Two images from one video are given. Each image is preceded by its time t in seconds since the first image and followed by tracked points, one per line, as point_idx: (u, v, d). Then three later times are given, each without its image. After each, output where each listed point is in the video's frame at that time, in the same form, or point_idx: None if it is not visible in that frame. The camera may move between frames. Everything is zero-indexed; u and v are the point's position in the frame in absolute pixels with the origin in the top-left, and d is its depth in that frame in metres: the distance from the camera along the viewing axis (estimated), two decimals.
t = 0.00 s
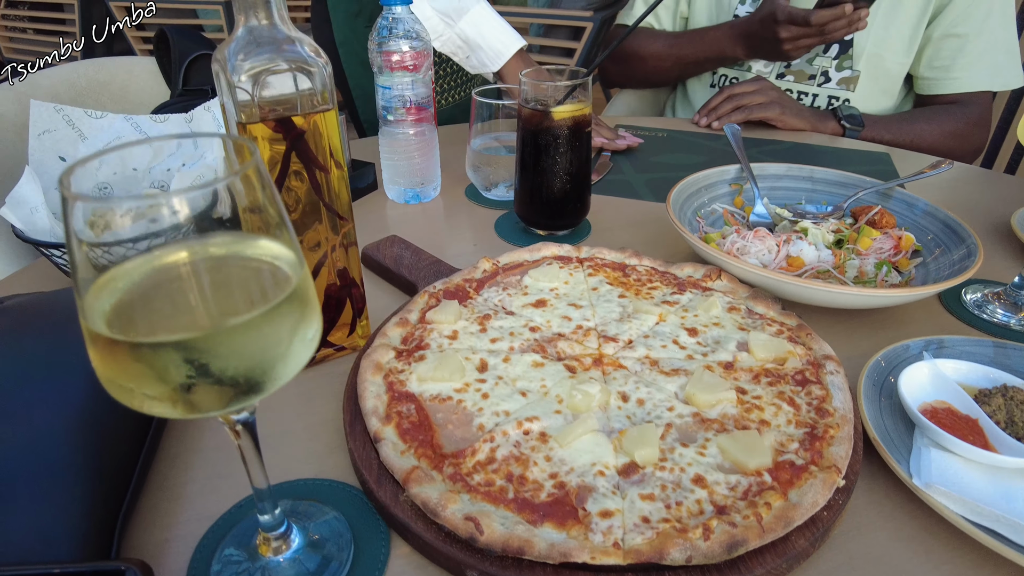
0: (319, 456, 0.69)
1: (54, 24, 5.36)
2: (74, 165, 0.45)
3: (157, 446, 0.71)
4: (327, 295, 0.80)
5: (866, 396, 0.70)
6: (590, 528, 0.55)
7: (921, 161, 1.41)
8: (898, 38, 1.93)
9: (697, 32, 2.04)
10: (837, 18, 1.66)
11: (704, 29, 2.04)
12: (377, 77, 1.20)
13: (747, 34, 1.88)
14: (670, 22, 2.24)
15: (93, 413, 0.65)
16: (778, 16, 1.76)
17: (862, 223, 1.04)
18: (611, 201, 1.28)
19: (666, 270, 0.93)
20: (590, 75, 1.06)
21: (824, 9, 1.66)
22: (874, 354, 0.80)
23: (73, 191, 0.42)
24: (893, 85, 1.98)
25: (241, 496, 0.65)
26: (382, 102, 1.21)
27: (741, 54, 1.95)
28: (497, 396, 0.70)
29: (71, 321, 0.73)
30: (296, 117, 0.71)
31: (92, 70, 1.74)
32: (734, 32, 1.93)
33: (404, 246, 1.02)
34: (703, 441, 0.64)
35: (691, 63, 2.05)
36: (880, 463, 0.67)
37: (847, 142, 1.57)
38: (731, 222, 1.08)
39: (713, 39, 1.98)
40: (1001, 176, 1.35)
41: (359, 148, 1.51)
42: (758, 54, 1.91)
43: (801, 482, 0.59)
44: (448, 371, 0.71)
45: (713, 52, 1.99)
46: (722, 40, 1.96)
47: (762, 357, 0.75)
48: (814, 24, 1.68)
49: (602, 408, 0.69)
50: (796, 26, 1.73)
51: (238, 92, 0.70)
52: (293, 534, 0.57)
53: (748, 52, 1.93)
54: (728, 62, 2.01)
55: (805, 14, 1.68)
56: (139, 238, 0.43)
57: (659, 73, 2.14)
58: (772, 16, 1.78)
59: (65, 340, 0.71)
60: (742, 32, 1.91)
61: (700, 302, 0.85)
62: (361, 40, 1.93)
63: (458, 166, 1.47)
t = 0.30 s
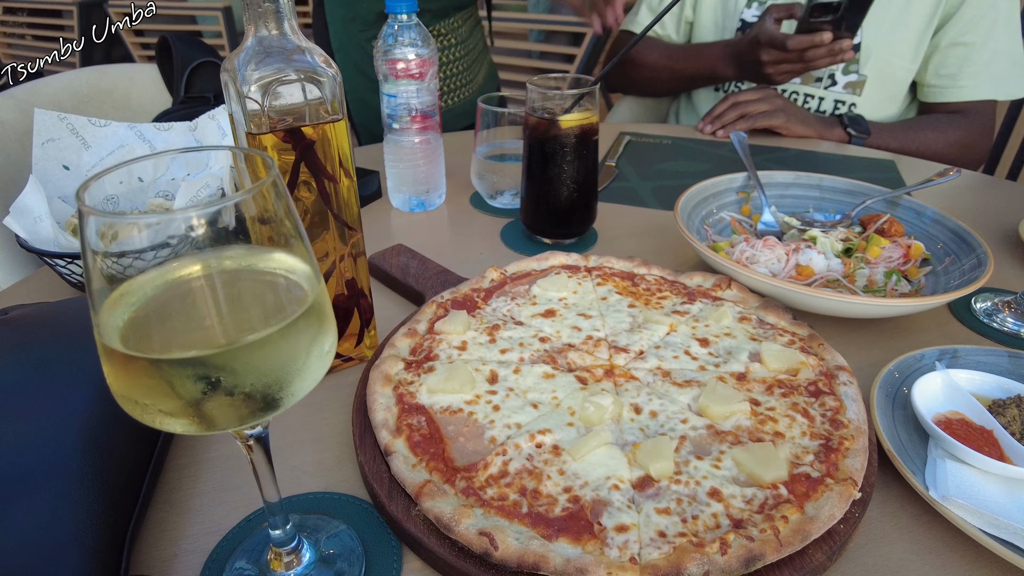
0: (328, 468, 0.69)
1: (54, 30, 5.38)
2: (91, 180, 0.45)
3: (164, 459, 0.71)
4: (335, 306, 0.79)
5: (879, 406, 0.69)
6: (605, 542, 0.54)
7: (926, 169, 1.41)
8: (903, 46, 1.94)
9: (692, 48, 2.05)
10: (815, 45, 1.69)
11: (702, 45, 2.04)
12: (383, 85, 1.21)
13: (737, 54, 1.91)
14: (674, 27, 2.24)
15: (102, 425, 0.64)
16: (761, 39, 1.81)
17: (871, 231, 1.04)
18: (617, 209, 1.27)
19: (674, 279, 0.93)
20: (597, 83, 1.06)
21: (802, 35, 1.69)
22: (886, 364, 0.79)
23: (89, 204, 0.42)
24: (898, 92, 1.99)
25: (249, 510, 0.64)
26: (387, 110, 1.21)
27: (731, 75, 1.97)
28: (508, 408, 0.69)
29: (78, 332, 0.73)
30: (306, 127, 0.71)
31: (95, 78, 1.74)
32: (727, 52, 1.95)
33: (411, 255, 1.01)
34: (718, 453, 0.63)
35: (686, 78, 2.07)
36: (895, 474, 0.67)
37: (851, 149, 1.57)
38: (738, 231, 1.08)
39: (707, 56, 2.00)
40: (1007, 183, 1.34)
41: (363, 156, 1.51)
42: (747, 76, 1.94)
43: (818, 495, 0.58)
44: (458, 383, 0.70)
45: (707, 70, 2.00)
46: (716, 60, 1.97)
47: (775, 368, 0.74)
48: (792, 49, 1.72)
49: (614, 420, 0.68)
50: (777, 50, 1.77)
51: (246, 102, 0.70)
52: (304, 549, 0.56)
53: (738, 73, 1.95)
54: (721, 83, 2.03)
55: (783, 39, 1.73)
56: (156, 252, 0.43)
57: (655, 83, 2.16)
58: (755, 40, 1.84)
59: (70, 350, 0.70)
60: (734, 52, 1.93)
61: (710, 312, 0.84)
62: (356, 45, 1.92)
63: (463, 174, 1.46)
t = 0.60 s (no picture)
0: (336, 475, 0.69)
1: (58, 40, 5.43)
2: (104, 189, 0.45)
3: (173, 466, 0.71)
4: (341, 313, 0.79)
5: (884, 413, 0.70)
6: (614, 548, 0.55)
7: (927, 177, 1.42)
8: (903, 55, 1.96)
9: (696, 57, 2.07)
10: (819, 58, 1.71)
11: (704, 55, 2.06)
12: (387, 94, 1.22)
13: (739, 66, 1.93)
14: (676, 36, 2.26)
15: (111, 432, 0.64)
16: (763, 51, 1.82)
17: (873, 239, 1.05)
18: (620, 217, 1.28)
19: (679, 287, 0.93)
20: (601, 92, 1.07)
21: (805, 48, 1.71)
22: (890, 370, 0.80)
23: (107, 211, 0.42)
24: (899, 101, 2.01)
25: (258, 516, 0.65)
26: (391, 119, 1.22)
27: (732, 85, 1.99)
28: (515, 415, 0.70)
29: (86, 339, 0.73)
30: (314, 136, 0.71)
31: (99, 86, 1.75)
32: (729, 62, 1.97)
33: (416, 262, 1.02)
34: (724, 460, 0.64)
35: (688, 88, 2.08)
36: (900, 480, 0.67)
37: (852, 158, 1.58)
38: (741, 239, 1.08)
39: (708, 66, 2.02)
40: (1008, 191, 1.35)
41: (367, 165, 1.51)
42: (747, 87, 1.95)
43: (824, 500, 0.59)
44: (465, 390, 0.71)
45: (708, 80, 2.02)
46: (717, 70, 1.99)
47: (780, 374, 0.75)
48: (795, 62, 1.73)
49: (621, 427, 0.68)
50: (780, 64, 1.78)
51: (256, 111, 0.70)
52: (313, 555, 0.57)
53: (739, 84, 1.97)
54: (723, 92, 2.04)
55: (786, 51, 1.74)
56: (171, 259, 0.44)
57: (656, 94, 2.17)
58: (757, 53, 1.84)
59: (79, 356, 0.70)
60: (736, 63, 1.94)
61: (715, 319, 0.85)
62: (342, 45, 1.92)
63: (466, 183, 1.47)
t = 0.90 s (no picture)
0: (335, 490, 0.71)
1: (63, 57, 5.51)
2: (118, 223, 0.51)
3: (178, 481, 0.73)
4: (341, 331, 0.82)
5: (866, 428, 0.72)
6: (601, 560, 0.57)
7: (916, 195, 1.45)
8: (894, 75, 2.00)
9: (691, 76, 2.11)
10: (814, 76, 1.74)
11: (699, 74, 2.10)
12: (388, 117, 1.25)
13: (735, 84, 1.97)
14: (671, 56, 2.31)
15: (121, 447, 0.66)
16: (759, 69, 1.85)
17: (860, 258, 1.08)
18: (614, 236, 1.31)
19: (669, 305, 0.96)
20: (594, 116, 1.10)
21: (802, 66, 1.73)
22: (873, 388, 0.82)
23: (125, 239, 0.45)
24: (890, 119, 2.05)
25: (260, 529, 0.67)
26: (392, 142, 1.26)
27: (729, 103, 2.02)
28: (509, 431, 0.72)
29: (96, 356, 0.76)
30: (318, 162, 0.74)
31: (108, 106, 1.80)
32: (725, 80, 2.01)
33: (414, 281, 1.05)
34: (709, 474, 0.66)
35: (683, 107, 2.12)
36: (881, 494, 0.69)
37: (843, 177, 1.61)
38: (732, 258, 1.11)
39: (704, 84, 2.06)
40: (994, 210, 1.38)
41: (368, 184, 1.55)
42: (744, 104, 1.99)
43: (804, 514, 0.61)
44: (461, 407, 0.73)
45: (704, 99, 2.05)
46: (713, 87, 2.03)
47: (765, 392, 0.77)
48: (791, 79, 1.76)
49: (611, 442, 0.71)
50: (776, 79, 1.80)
51: (261, 138, 0.74)
52: (313, 566, 0.59)
53: (736, 101, 2.00)
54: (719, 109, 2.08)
55: (782, 69, 1.76)
56: (184, 284, 0.47)
57: (653, 112, 2.21)
58: (754, 70, 1.87)
59: (90, 373, 0.73)
60: (732, 81, 1.98)
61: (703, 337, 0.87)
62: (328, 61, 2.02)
63: (465, 202, 1.50)
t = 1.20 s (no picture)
0: (335, 517, 0.72)
1: (69, 87, 5.62)
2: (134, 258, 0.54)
3: (181, 509, 0.74)
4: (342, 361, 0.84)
5: (856, 455, 0.74)
6: None
7: (907, 224, 1.48)
8: (885, 106, 2.05)
9: (685, 108, 2.15)
10: (805, 107, 1.79)
11: (693, 106, 2.15)
12: (390, 150, 1.29)
13: (728, 115, 2.01)
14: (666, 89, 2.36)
15: (127, 475, 0.68)
16: (752, 101, 1.89)
17: (851, 287, 1.10)
18: (612, 265, 1.33)
19: (664, 333, 0.98)
20: (590, 150, 1.14)
21: (793, 98, 1.78)
22: (864, 415, 0.84)
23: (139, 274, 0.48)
24: (881, 149, 2.09)
25: (261, 556, 0.68)
26: (394, 174, 1.29)
27: (723, 134, 2.06)
28: (506, 458, 0.74)
29: (102, 383, 0.77)
30: (323, 197, 0.78)
31: (115, 138, 1.85)
32: (719, 112, 2.05)
33: (415, 310, 1.07)
34: (702, 501, 0.67)
35: (678, 138, 2.16)
36: (871, 520, 0.70)
37: (836, 206, 1.64)
38: (726, 287, 1.14)
39: (698, 116, 2.10)
40: (983, 239, 1.41)
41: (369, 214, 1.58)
42: (738, 135, 2.03)
43: (794, 539, 0.62)
44: (459, 434, 0.75)
45: (698, 130, 2.09)
46: (707, 119, 2.07)
47: (757, 420, 0.79)
48: (784, 112, 1.79)
49: (606, 469, 0.72)
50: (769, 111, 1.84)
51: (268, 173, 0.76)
52: None
53: (729, 132, 2.04)
54: (714, 140, 2.12)
55: (775, 100, 1.80)
56: (195, 316, 0.49)
57: (648, 143, 2.25)
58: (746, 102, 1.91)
59: (96, 401, 0.74)
60: (725, 113, 2.03)
61: (697, 366, 0.89)
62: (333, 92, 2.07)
63: (464, 231, 1.53)
